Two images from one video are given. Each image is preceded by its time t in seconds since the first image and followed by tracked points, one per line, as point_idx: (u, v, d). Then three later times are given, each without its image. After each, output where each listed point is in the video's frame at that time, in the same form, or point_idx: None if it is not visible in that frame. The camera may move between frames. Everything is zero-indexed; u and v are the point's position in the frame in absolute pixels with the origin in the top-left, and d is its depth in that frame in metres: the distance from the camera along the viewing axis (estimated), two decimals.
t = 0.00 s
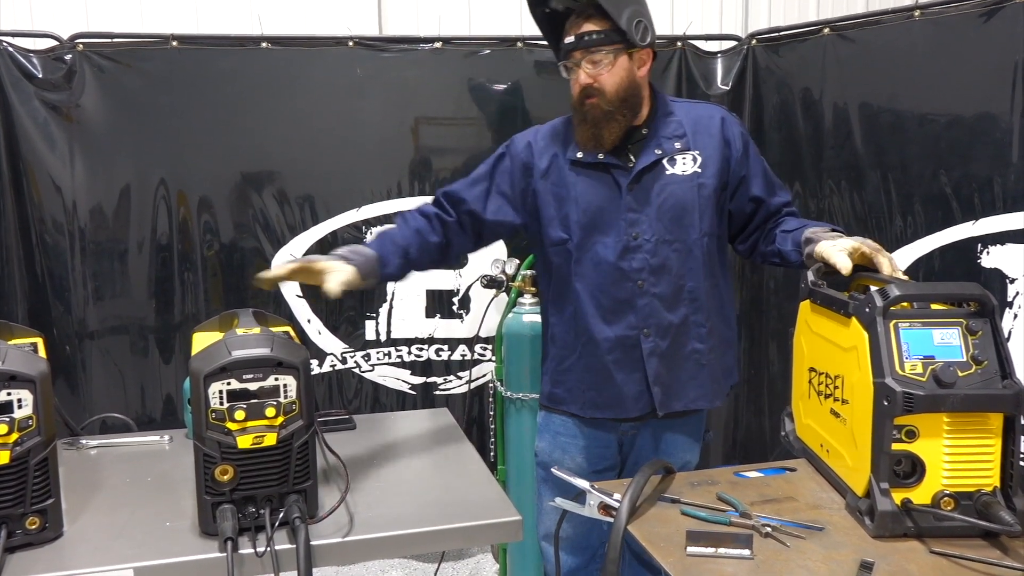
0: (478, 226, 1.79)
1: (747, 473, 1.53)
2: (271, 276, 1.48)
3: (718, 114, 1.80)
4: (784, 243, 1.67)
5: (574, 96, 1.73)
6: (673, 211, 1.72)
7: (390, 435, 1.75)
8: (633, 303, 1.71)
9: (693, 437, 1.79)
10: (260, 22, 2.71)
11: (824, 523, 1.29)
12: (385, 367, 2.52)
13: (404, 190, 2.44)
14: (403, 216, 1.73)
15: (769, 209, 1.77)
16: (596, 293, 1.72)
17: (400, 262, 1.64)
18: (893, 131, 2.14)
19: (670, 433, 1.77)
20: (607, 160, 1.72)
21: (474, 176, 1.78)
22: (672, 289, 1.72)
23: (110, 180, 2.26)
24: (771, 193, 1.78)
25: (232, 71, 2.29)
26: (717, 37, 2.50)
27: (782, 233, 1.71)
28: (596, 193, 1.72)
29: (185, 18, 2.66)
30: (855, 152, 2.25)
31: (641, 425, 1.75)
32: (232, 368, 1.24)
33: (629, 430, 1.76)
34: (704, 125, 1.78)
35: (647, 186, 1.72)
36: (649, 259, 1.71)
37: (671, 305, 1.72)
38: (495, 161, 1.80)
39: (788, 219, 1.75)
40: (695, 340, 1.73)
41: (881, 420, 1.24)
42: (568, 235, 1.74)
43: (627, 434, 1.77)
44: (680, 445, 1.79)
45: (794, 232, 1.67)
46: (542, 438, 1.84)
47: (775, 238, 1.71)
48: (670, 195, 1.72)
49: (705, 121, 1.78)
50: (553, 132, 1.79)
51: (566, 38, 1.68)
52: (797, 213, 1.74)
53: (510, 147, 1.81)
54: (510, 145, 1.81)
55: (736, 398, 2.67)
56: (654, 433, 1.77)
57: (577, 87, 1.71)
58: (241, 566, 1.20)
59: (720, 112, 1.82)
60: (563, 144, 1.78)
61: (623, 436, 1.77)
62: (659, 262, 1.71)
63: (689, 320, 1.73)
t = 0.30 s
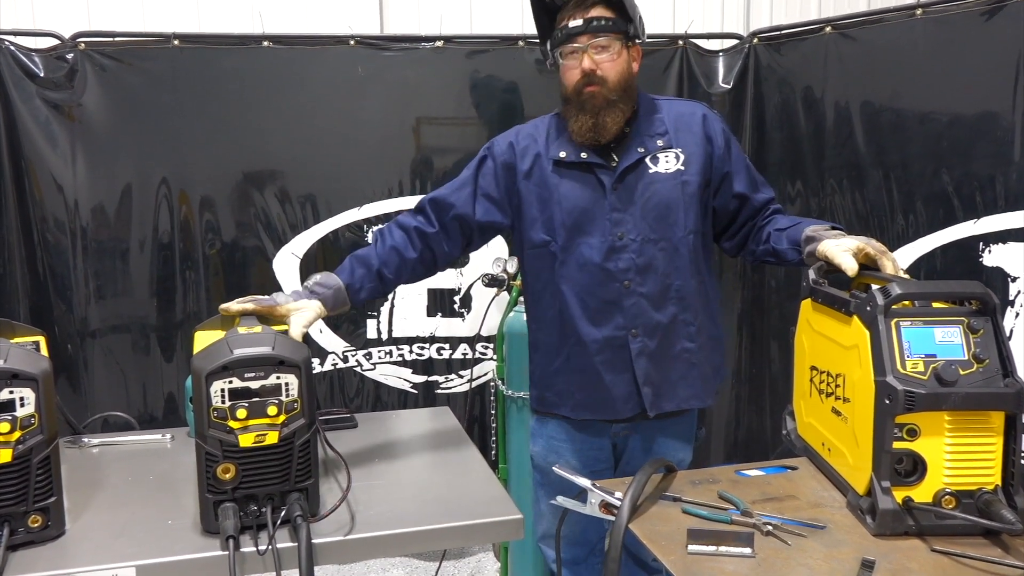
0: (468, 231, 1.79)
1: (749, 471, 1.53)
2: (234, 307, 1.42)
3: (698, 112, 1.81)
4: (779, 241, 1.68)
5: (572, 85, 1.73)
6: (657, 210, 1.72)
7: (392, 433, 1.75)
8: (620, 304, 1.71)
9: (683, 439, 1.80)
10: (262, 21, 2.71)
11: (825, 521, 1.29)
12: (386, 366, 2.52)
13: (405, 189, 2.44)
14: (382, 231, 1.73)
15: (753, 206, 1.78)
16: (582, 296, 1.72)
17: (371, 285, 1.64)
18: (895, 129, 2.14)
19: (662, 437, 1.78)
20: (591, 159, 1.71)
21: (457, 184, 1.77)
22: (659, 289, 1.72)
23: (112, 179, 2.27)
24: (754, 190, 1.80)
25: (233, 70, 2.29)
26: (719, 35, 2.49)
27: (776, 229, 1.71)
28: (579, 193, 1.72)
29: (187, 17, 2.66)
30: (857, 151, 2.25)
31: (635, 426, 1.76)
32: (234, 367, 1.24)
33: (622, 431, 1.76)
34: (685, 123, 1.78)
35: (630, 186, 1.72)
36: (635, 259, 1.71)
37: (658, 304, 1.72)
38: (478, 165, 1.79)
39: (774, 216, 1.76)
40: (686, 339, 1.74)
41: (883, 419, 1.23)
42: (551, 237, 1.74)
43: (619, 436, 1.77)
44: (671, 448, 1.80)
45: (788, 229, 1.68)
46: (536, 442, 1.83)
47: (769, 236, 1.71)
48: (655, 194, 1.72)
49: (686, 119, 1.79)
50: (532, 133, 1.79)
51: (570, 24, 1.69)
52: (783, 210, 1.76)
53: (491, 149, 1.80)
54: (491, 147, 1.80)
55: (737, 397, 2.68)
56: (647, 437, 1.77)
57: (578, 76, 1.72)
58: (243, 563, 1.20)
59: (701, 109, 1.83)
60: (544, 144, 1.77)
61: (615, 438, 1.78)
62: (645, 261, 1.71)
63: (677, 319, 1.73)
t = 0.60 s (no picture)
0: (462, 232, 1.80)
1: (749, 470, 1.53)
2: (235, 304, 1.41)
3: (693, 115, 1.81)
4: (775, 244, 1.68)
5: (583, 80, 1.71)
6: (647, 210, 1.72)
7: (392, 432, 1.75)
8: (608, 303, 1.71)
9: (672, 440, 1.80)
10: (262, 19, 2.71)
11: (826, 520, 1.29)
12: (387, 365, 2.52)
13: (406, 188, 2.44)
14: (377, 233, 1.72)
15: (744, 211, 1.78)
16: (570, 293, 1.72)
17: (371, 286, 1.64)
18: (896, 127, 2.13)
19: (651, 438, 1.77)
20: (584, 157, 1.72)
21: (449, 182, 1.77)
22: (647, 289, 1.72)
23: (112, 178, 2.27)
24: (746, 195, 1.79)
25: (232, 69, 2.29)
26: (720, 34, 2.48)
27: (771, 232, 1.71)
28: (570, 191, 1.72)
29: (187, 16, 2.66)
30: (858, 150, 2.24)
31: (624, 430, 1.77)
32: (235, 366, 1.24)
33: (611, 433, 1.77)
34: (680, 124, 1.78)
35: (622, 185, 1.72)
36: (624, 258, 1.71)
37: (646, 305, 1.72)
38: (470, 162, 1.79)
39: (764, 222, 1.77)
40: (671, 341, 1.74)
41: (884, 418, 1.23)
42: (541, 235, 1.74)
43: (609, 436, 1.78)
44: (661, 449, 1.80)
45: (784, 232, 1.68)
46: (527, 444, 1.85)
47: (764, 240, 1.71)
48: (647, 194, 1.72)
49: (681, 122, 1.79)
50: (525, 129, 1.79)
51: (581, 19, 1.68)
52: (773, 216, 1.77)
53: (483, 145, 1.80)
54: (483, 143, 1.81)
55: (738, 396, 2.68)
56: (635, 438, 1.77)
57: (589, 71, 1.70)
58: (244, 562, 1.20)
59: (695, 112, 1.83)
60: (536, 141, 1.78)
61: (606, 439, 1.78)
62: (635, 262, 1.71)
63: (664, 321, 1.74)
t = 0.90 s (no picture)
0: (460, 231, 1.80)
1: (749, 470, 1.53)
2: (236, 304, 1.41)
3: (692, 115, 1.81)
4: (775, 243, 1.68)
5: (582, 79, 1.70)
6: (643, 210, 1.72)
7: (392, 431, 1.75)
8: (602, 304, 1.71)
9: (669, 440, 1.80)
10: (262, 19, 2.70)
11: (827, 519, 1.29)
12: (387, 364, 2.52)
13: (406, 187, 2.44)
14: (376, 232, 1.72)
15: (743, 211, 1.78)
16: (564, 293, 1.72)
17: (371, 286, 1.64)
18: (896, 127, 2.13)
19: (647, 439, 1.77)
20: (578, 156, 1.71)
21: (447, 182, 1.77)
22: (642, 290, 1.72)
23: (112, 177, 2.26)
24: (745, 194, 1.79)
25: (232, 69, 2.29)
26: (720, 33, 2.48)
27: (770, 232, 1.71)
28: (565, 191, 1.72)
29: (187, 15, 2.65)
30: (858, 149, 2.24)
31: (618, 430, 1.77)
32: (236, 365, 1.24)
33: (606, 433, 1.77)
34: (677, 125, 1.78)
35: (617, 185, 1.72)
36: (619, 259, 1.71)
37: (641, 306, 1.72)
38: (466, 161, 1.80)
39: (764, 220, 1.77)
40: (664, 343, 1.73)
41: (884, 417, 1.23)
42: (536, 234, 1.75)
43: (604, 437, 1.78)
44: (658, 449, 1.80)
45: (783, 232, 1.67)
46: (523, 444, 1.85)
47: (764, 239, 1.71)
48: (642, 194, 1.72)
49: (679, 122, 1.78)
50: (521, 129, 1.79)
51: (582, 18, 1.68)
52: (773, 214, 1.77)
53: (479, 144, 1.81)
54: (479, 142, 1.81)
55: (738, 395, 2.68)
56: (630, 438, 1.77)
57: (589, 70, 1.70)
58: (244, 561, 1.20)
59: (693, 111, 1.82)
60: (531, 140, 1.78)
61: (601, 439, 1.79)
62: (630, 263, 1.71)
63: (659, 322, 1.73)
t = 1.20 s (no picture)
0: (461, 233, 1.80)
1: (750, 470, 1.53)
2: (236, 304, 1.41)
3: (694, 116, 1.80)
4: (777, 243, 1.68)
5: (562, 86, 1.71)
6: (643, 212, 1.72)
7: (392, 430, 1.75)
8: (601, 305, 1.71)
9: (668, 440, 1.80)
10: (264, 18, 2.70)
11: (827, 520, 1.29)
12: (388, 364, 2.52)
13: (407, 187, 2.44)
14: (378, 233, 1.72)
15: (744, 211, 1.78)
16: (563, 295, 1.73)
17: (372, 286, 1.64)
18: (898, 127, 2.13)
19: (647, 439, 1.77)
20: (578, 158, 1.71)
21: (448, 183, 1.77)
22: (641, 292, 1.72)
23: (113, 176, 2.26)
24: (747, 194, 1.79)
25: (234, 68, 2.29)
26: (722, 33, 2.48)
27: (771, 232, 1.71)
28: (565, 194, 1.72)
29: (189, 14, 2.65)
30: (859, 149, 2.24)
31: (617, 431, 1.77)
32: (236, 364, 1.24)
33: (605, 434, 1.77)
34: (678, 126, 1.77)
35: (617, 187, 1.72)
36: (618, 261, 1.71)
37: (640, 308, 1.72)
38: (468, 163, 1.80)
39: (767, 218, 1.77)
40: (664, 344, 1.73)
41: (885, 418, 1.23)
42: (536, 236, 1.75)
43: (603, 437, 1.78)
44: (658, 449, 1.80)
45: (785, 231, 1.68)
46: (522, 443, 1.85)
47: (765, 239, 1.71)
48: (642, 196, 1.71)
49: (680, 123, 1.78)
50: (523, 130, 1.79)
51: (559, 26, 1.66)
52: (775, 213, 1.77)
53: (481, 145, 1.81)
54: (481, 144, 1.81)
55: (738, 396, 2.68)
56: (628, 439, 1.77)
57: (567, 77, 1.70)
58: (245, 560, 1.20)
59: (695, 112, 1.82)
60: (532, 142, 1.78)
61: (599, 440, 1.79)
62: (629, 264, 1.71)
63: (658, 324, 1.73)
